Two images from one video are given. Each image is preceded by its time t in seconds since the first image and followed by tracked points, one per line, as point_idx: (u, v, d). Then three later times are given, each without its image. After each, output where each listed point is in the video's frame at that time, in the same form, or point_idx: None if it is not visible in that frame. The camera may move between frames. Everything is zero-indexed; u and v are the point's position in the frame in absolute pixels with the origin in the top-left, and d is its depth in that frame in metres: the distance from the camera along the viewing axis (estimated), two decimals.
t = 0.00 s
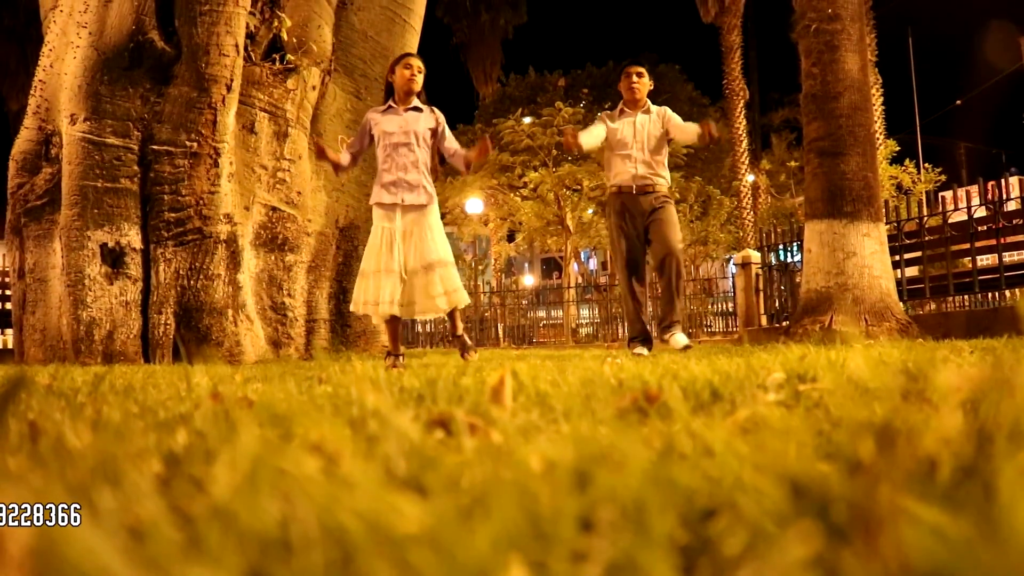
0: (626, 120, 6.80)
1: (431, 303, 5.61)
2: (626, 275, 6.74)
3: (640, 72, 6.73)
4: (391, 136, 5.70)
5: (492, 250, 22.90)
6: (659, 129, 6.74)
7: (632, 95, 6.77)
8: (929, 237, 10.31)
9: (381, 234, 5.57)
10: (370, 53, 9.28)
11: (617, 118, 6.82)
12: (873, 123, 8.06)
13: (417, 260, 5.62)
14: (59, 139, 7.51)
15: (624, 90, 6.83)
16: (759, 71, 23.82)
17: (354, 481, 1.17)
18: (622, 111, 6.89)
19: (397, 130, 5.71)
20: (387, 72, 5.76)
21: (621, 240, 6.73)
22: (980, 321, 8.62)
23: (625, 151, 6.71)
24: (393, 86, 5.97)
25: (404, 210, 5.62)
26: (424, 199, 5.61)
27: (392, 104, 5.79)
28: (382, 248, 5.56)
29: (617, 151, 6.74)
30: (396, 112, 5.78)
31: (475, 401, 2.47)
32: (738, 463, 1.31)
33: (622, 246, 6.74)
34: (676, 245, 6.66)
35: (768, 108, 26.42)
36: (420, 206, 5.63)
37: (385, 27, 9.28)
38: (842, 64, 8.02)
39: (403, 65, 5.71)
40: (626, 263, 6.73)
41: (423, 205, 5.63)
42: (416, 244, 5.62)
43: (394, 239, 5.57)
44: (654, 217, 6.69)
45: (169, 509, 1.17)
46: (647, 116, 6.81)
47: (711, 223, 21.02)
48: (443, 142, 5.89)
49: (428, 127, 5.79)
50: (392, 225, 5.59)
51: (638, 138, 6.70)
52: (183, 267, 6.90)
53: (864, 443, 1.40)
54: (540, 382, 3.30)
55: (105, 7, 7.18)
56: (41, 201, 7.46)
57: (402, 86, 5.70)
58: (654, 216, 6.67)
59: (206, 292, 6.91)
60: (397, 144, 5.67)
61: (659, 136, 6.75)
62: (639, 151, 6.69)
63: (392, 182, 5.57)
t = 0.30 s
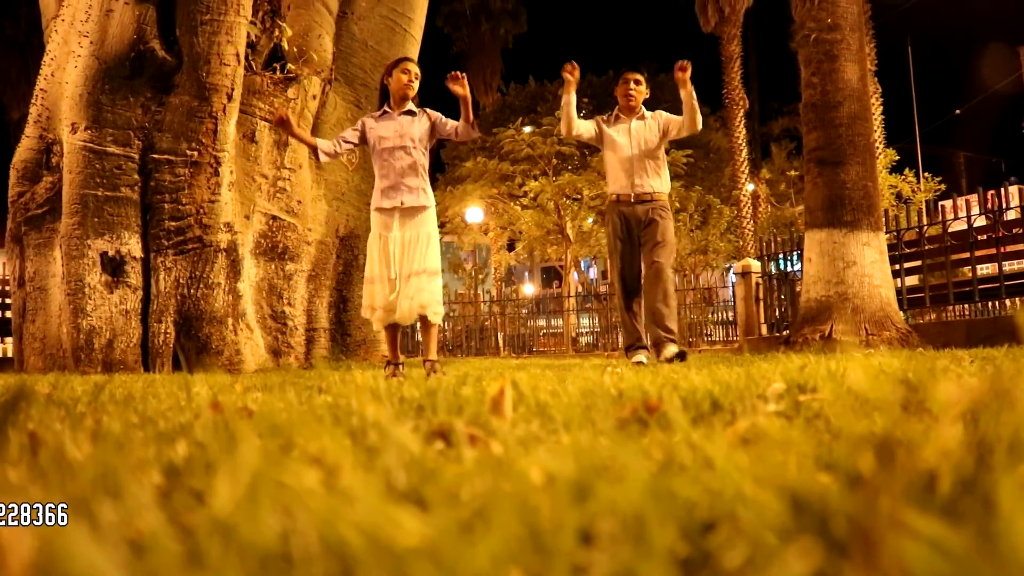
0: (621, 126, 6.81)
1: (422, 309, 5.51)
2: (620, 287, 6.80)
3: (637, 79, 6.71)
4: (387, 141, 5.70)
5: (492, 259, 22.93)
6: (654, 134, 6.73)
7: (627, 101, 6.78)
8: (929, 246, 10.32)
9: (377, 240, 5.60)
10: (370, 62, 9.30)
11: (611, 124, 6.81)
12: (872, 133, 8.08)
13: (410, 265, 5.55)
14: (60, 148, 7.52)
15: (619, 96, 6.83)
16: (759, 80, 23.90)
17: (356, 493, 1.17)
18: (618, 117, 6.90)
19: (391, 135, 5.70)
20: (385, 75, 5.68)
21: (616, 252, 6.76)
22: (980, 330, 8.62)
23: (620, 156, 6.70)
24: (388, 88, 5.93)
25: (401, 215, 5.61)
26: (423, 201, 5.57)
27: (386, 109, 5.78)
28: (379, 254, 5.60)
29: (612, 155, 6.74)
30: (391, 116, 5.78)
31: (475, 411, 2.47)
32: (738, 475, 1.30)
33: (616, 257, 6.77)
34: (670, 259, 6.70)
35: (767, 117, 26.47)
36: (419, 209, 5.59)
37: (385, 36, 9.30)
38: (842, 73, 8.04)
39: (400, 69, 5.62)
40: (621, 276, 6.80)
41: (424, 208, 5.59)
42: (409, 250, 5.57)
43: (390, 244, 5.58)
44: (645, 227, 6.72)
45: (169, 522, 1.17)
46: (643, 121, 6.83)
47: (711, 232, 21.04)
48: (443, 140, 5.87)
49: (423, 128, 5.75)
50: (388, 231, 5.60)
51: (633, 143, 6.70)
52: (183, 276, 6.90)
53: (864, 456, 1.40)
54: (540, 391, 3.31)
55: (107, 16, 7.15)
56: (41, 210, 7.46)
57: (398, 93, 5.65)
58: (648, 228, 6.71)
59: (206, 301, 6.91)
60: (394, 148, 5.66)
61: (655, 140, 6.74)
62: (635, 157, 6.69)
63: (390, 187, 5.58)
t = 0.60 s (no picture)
0: (629, 135, 6.77)
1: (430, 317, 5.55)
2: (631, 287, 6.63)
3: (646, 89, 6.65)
4: (393, 156, 5.70)
5: (492, 268, 22.94)
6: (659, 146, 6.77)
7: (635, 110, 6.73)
8: (929, 255, 10.32)
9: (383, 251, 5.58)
10: (371, 71, 9.32)
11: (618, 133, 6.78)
12: (872, 142, 8.09)
13: (415, 275, 5.58)
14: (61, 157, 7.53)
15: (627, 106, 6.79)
16: (758, 89, 23.96)
17: (356, 506, 1.16)
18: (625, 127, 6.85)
19: (397, 150, 5.71)
20: (391, 87, 5.66)
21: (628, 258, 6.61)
22: (980, 339, 8.62)
23: (627, 165, 6.66)
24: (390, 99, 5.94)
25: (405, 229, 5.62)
26: (427, 217, 5.62)
27: (390, 123, 5.77)
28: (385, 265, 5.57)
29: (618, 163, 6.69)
30: (395, 130, 5.77)
31: (475, 421, 2.47)
32: (739, 487, 1.30)
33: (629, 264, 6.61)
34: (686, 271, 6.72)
35: (767, 126, 26.52)
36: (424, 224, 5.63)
37: (386, 46, 9.34)
38: (841, 83, 8.06)
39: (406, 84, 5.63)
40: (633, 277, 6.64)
41: (426, 224, 5.63)
42: (415, 260, 5.60)
43: (397, 255, 5.56)
44: (659, 237, 6.65)
45: (170, 535, 1.17)
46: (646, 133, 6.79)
47: (711, 241, 21.05)
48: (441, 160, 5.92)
49: (427, 145, 5.79)
50: (393, 242, 5.59)
51: (640, 154, 6.68)
52: (183, 284, 6.91)
53: (864, 470, 1.40)
54: (540, 401, 3.31)
55: (108, 25, 7.10)
56: (42, 219, 7.47)
57: (402, 107, 5.65)
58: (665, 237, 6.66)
59: (206, 310, 6.92)
60: (400, 162, 5.66)
61: (659, 153, 6.77)
62: (642, 167, 6.65)
63: (395, 200, 5.59)
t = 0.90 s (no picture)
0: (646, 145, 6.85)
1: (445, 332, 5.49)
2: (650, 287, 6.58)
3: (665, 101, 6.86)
4: (430, 160, 5.56)
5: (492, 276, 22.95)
6: (675, 155, 6.91)
7: (653, 119, 6.86)
8: (929, 263, 10.33)
9: (410, 255, 5.43)
10: (371, 80, 9.32)
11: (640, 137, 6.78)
12: (871, 150, 8.11)
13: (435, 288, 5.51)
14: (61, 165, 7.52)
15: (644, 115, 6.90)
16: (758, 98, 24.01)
17: (357, 519, 1.16)
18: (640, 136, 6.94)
19: (435, 156, 5.58)
20: (415, 93, 5.61)
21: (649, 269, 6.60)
22: (981, 347, 8.61)
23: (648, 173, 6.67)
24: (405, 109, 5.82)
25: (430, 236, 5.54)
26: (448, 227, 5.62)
27: (424, 125, 5.63)
28: (409, 270, 5.43)
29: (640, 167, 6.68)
30: (427, 133, 5.64)
31: (475, 431, 2.47)
32: (740, 499, 1.29)
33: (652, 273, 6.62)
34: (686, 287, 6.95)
35: (767, 134, 26.57)
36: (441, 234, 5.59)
37: (386, 55, 9.37)
38: (840, 91, 8.08)
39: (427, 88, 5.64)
40: (653, 278, 6.61)
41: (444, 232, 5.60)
42: (438, 272, 5.52)
43: (422, 262, 5.45)
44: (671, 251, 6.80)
45: (171, 548, 1.16)
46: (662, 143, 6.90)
47: (711, 249, 21.07)
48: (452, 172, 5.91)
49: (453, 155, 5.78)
50: (418, 248, 5.47)
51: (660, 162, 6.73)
52: (183, 292, 6.91)
53: (863, 482, 1.39)
54: (540, 411, 3.31)
55: (109, 34, 7.14)
56: (42, 226, 7.48)
57: (428, 109, 5.60)
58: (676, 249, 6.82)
59: (206, 318, 6.92)
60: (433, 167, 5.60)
61: (676, 163, 6.90)
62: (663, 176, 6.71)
63: (428, 204, 5.48)
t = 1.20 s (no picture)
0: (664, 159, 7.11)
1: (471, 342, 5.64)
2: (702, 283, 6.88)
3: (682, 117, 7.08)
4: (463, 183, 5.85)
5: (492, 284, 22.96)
6: (684, 171, 7.24)
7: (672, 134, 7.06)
8: (929, 272, 10.33)
9: (446, 265, 5.64)
10: (372, 89, 9.34)
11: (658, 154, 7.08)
12: (871, 159, 8.12)
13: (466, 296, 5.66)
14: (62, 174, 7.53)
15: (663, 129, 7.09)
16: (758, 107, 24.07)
17: (356, 531, 1.16)
18: (657, 148, 7.15)
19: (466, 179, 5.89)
20: (440, 115, 5.81)
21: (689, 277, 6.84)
22: (981, 355, 8.61)
23: (668, 190, 7.01)
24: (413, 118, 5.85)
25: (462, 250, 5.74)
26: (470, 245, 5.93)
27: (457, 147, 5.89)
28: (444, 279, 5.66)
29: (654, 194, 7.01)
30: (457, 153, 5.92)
31: (475, 441, 2.47)
32: (740, 509, 1.30)
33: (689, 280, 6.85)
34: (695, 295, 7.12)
35: (767, 143, 26.61)
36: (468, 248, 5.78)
37: (386, 63, 9.40)
38: (840, 100, 8.10)
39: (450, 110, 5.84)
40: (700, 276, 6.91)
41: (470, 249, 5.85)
42: (468, 283, 5.68)
43: (457, 272, 5.65)
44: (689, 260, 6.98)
45: (171, 560, 1.16)
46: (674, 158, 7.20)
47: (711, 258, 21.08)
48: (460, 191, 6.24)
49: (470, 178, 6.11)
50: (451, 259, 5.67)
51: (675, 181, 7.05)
52: (183, 301, 6.91)
53: (863, 494, 1.39)
54: (539, 420, 3.31)
55: (110, 43, 7.18)
56: (42, 234, 7.49)
57: (455, 130, 5.83)
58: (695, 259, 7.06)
59: (206, 326, 6.92)
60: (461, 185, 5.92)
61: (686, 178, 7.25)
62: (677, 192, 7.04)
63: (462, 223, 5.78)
